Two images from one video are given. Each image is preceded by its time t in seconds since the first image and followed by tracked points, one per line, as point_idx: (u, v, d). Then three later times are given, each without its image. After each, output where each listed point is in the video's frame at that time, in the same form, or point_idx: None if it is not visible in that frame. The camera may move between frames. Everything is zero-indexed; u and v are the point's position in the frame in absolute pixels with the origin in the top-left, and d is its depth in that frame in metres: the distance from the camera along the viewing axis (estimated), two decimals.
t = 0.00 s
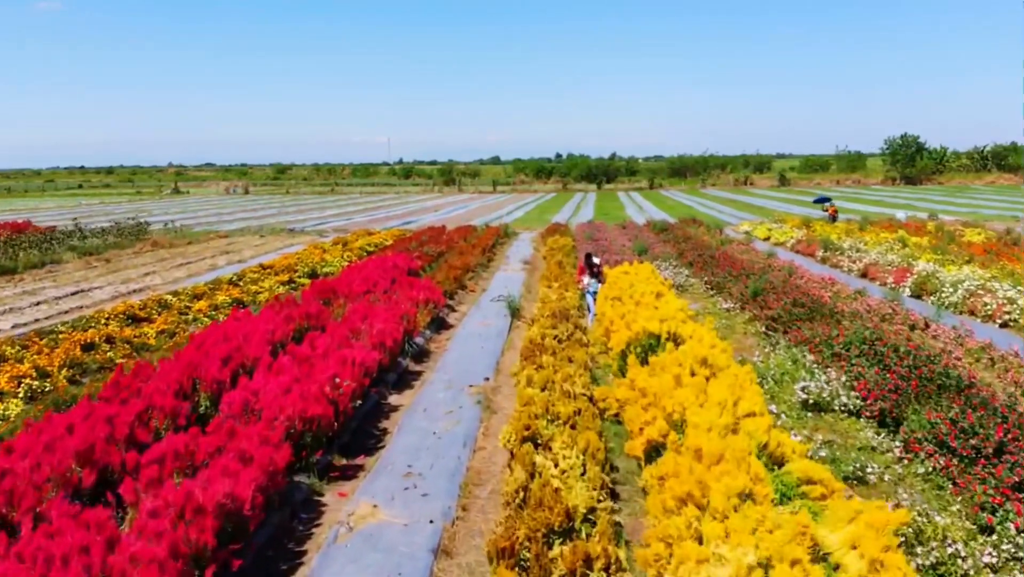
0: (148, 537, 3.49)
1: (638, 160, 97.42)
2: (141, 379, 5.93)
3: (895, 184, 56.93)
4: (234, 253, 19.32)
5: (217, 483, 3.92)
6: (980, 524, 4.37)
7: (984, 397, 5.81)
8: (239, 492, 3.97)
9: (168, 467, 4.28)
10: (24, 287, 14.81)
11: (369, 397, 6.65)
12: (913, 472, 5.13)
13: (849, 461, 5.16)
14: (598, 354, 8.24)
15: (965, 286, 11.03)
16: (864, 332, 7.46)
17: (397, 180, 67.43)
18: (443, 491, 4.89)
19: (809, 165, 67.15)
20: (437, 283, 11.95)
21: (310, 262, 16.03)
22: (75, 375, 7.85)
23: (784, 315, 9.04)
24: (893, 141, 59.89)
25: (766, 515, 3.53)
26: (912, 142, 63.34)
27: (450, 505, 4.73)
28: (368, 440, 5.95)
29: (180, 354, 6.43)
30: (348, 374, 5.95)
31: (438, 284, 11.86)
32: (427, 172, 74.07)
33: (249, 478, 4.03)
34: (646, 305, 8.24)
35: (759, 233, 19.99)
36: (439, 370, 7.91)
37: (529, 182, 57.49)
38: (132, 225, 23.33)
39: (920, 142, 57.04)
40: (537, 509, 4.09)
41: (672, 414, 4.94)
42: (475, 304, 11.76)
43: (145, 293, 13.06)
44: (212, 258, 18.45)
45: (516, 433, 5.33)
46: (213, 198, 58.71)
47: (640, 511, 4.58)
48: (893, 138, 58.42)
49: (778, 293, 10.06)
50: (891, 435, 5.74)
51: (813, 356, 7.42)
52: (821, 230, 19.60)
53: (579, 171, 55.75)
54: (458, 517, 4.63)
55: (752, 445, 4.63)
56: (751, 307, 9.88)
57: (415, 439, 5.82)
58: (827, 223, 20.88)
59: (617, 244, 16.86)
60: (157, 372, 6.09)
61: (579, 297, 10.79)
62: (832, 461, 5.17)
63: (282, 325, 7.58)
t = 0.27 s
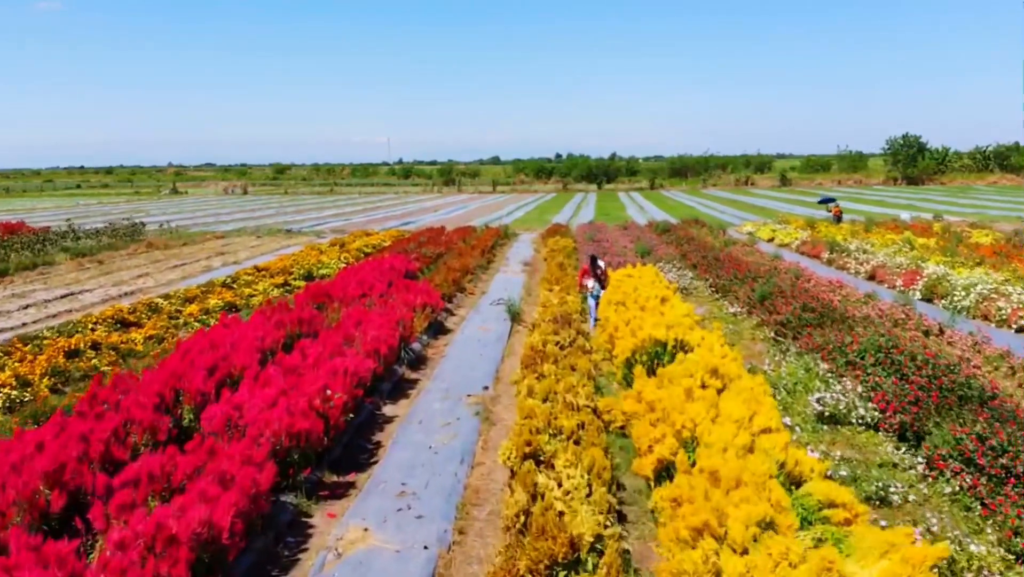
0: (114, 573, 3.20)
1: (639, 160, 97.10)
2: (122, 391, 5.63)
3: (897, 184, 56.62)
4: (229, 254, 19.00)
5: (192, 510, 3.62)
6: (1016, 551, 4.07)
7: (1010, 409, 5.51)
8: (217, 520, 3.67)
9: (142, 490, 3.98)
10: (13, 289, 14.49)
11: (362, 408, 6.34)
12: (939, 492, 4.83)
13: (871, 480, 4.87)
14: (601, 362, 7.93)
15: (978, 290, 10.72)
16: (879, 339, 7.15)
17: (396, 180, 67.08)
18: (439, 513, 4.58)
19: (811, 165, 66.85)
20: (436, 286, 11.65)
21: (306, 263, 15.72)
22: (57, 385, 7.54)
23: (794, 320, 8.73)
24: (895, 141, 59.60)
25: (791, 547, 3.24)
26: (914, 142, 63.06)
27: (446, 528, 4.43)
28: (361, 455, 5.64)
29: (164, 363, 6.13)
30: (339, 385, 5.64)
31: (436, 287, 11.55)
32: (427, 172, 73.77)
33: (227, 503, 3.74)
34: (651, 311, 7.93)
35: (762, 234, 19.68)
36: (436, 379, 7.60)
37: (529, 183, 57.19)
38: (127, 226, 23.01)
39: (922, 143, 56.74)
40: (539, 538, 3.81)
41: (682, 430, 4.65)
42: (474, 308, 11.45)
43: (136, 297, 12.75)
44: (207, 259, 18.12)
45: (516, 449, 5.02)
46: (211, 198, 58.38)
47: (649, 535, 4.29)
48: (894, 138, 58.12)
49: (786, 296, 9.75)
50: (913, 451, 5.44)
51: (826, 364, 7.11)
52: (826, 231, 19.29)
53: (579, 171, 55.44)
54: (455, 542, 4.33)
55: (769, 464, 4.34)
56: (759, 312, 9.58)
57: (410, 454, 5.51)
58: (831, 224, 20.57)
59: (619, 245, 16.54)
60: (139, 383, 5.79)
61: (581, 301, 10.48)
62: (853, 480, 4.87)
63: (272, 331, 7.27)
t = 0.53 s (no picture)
0: None
1: (639, 160, 96.80)
2: (99, 404, 5.32)
3: (899, 184, 56.35)
4: (225, 255, 18.70)
5: (162, 543, 3.32)
6: None
7: None
8: (190, 552, 3.37)
9: (111, 518, 3.68)
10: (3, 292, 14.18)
11: (355, 420, 6.03)
12: (968, 514, 4.53)
13: (896, 502, 4.57)
14: (605, 369, 7.62)
15: (992, 293, 10.43)
16: (896, 347, 6.84)
17: (396, 180, 66.78)
18: (434, 537, 4.27)
19: (812, 165, 66.56)
20: (434, 289, 11.35)
21: (302, 265, 15.42)
22: (38, 394, 7.23)
23: (804, 326, 8.42)
24: (897, 141, 59.33)
25: None
26: (916, 142, 62.78)
27: (442, 554, 4.13)
28: (352, 471, 5.33)
29: (145, 373, 5.82)
30: (329, 397, 5.33)
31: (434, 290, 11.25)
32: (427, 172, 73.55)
33: (201, 534, 3.43)
34: (657, 316, 7.62)
35: (766, 235, 19.39)
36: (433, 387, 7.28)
37: (529, 183, 56.90)
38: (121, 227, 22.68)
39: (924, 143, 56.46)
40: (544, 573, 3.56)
41: (695, 449, 4.34)
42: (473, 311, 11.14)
43: (126, 300, 12.45)
44: (202, 261, 17.82)
45: (517, 467, 4.71)
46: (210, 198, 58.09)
47: (659, 562, 4.00)
48: (896, 138, 57.85)
49: (795, 300, 9.45)
50: (937, 468, 5.13)
51: (840, 373, 6.80)
52: (831, 232, 18.99)
53: (580, 171, 55.15)
54: (451, 570, 4.02)
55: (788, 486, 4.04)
56: (767, 316, 9.28)
57: (404, 470, 5.19)
58: (836, 225, 20.28)
59: (620, 247, 16.26)
60: (118, 395, 5.48)
61: (584, 305, 10.17)
62: (877, 501, 4.57)
63: (262, 338, 6.97)
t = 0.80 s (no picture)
0: None
1: (640, 160, 96.46)
2: (72, 419, 5.01)
3: (901, 185, 56.06)
4: (220, 257, 18.40)
5: None
6: None
7: None
8: None
9: (73, 551, 3.38)
10: None
11: (346, 434, 5.71)
12: (1001, 541, 4.22)
13: (924, 528, 4.25)
14: (609, 378, 7.31)
15: (1007, 297, 10.11)
16: (915, 356, 6.53)
17: (395, 180, 66.51)
18: (427, 568, 3.97)
19: (813, 166, 66.31)
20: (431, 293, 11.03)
21: (297, 267, 15.12)
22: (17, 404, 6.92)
23: (815, 332, 8.11)
24: (899, 141, 59.04)
25: None
26: (918, 142, 62.47)
27: None
28: (342, 490, 5.02)
29: (123, 385, 5.51)
30: (318, 412, 5.02)
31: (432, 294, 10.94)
32: (427, 172, 73.31)
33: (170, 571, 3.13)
34: (663, 322, 7.30)
35: (770, 236, 19.08)
36: (429, 396, 6.96)
37: (529, 183, 56.61)
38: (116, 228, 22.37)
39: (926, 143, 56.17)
40: None
41: (708, 471, 4.02)
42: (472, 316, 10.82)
43: (116, 303, 12.14)
44: (197, 263, 17.52)
45: (517, 490, 4.41)
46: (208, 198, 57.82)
47: None
48: (898, 138, 57.56)
49: (805, 305, 9.14)
50: (964, 489, 4.82)
51: (856, 383, 6.49)
52: (837, 234, 18.69)
53: (580, 171, 54.86)
54: None
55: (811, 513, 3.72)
56: (776, 322, 8.97)
57: (397, 490, 4.89)
58: (841, 227, 19.96)
59: (622, 248, 15.95)
60: (93, 409, 5.17)
61: (586, 310, 9.85)
62: (904, 527, 4.26)
63: (250, 346, 6.66)
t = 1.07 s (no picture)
0: None
1: (640, 161, 96.12)
2: (43, 437, 4.71)
3: (903, 185, 55.76)
4: (215, 259, 18.09)
5: None
6: None
7: None
8: None
9: None
10: None
11: (336, 450, 5.41)
12: None
13: (956, 557, 3.95)
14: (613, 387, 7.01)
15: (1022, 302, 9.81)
16: (935, 366, 6.22)
17: (395, 180, 66.23)
18: None
19: (814, 166, 66.03)
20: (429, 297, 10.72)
21: (293, 269, 14.82)
22: None
23: (827, 339, 7.81)
24: (900, 141, 58.74)
25: None
26: (920, 142, 62.17)
27: None
28: (331, 512, 4.71)
29: (100, 399, 5.21)
30: (305, 428, 4.72)
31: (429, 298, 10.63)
32: (426, 172, 72.98)
33: None
34: (670, 329, 6.99)
35: (774, 238, 18.77)
36: (425, 406, 6.65)
37: (529, 183, 56.30)
38: (110, 228, 22.04)
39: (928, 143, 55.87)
40: None
41: (725, 498, 3.72)
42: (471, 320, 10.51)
43: (105, 307, 11.83)
44: (191, 264, 17.21)
45: (518, 516, 4.10)
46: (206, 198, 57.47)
47: None
48: (900, 138, 57.28)
49: (815, 310, 8.84)
50: (996, 512, 4.51)
51: (873, 395, 6.18)
52: (842, 235, 18.40)
53: (580, 172, 54.55)
54: None
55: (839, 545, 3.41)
56: (785, 327, 8.66)
57: (389, 513, 4.57)
58: (846, 227, 19.67)
59: (624, 250, 15.62)
60: (67, 425, 4.87)
61: (588, 314, 9.55)
62: (935, 557, 3.95)
63: (237, 355, 6.36)
